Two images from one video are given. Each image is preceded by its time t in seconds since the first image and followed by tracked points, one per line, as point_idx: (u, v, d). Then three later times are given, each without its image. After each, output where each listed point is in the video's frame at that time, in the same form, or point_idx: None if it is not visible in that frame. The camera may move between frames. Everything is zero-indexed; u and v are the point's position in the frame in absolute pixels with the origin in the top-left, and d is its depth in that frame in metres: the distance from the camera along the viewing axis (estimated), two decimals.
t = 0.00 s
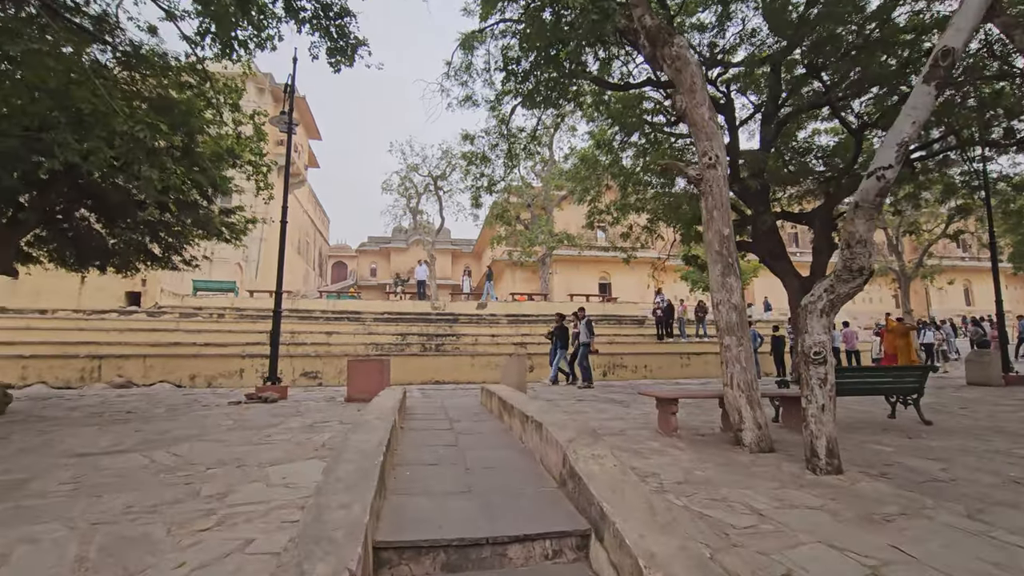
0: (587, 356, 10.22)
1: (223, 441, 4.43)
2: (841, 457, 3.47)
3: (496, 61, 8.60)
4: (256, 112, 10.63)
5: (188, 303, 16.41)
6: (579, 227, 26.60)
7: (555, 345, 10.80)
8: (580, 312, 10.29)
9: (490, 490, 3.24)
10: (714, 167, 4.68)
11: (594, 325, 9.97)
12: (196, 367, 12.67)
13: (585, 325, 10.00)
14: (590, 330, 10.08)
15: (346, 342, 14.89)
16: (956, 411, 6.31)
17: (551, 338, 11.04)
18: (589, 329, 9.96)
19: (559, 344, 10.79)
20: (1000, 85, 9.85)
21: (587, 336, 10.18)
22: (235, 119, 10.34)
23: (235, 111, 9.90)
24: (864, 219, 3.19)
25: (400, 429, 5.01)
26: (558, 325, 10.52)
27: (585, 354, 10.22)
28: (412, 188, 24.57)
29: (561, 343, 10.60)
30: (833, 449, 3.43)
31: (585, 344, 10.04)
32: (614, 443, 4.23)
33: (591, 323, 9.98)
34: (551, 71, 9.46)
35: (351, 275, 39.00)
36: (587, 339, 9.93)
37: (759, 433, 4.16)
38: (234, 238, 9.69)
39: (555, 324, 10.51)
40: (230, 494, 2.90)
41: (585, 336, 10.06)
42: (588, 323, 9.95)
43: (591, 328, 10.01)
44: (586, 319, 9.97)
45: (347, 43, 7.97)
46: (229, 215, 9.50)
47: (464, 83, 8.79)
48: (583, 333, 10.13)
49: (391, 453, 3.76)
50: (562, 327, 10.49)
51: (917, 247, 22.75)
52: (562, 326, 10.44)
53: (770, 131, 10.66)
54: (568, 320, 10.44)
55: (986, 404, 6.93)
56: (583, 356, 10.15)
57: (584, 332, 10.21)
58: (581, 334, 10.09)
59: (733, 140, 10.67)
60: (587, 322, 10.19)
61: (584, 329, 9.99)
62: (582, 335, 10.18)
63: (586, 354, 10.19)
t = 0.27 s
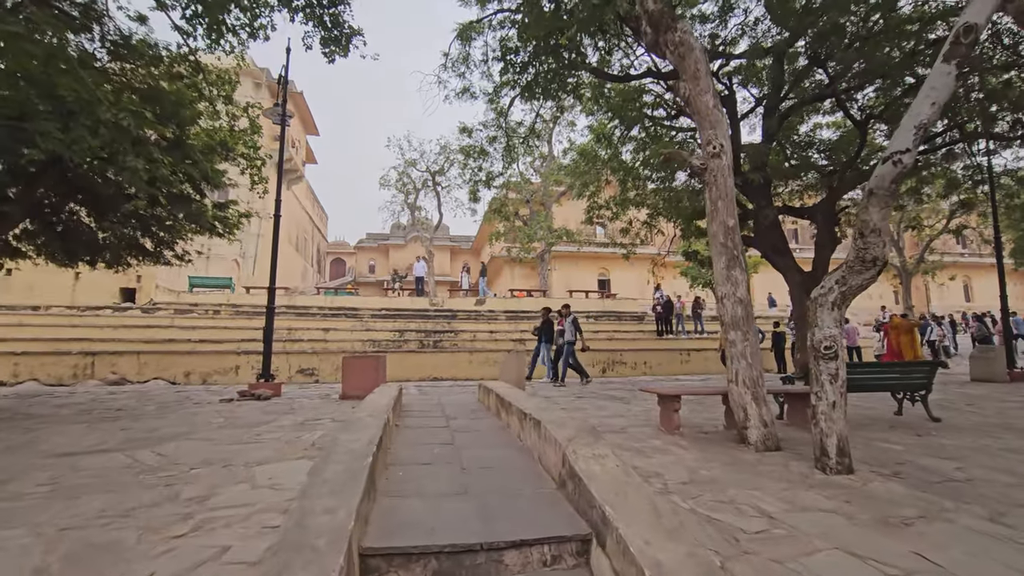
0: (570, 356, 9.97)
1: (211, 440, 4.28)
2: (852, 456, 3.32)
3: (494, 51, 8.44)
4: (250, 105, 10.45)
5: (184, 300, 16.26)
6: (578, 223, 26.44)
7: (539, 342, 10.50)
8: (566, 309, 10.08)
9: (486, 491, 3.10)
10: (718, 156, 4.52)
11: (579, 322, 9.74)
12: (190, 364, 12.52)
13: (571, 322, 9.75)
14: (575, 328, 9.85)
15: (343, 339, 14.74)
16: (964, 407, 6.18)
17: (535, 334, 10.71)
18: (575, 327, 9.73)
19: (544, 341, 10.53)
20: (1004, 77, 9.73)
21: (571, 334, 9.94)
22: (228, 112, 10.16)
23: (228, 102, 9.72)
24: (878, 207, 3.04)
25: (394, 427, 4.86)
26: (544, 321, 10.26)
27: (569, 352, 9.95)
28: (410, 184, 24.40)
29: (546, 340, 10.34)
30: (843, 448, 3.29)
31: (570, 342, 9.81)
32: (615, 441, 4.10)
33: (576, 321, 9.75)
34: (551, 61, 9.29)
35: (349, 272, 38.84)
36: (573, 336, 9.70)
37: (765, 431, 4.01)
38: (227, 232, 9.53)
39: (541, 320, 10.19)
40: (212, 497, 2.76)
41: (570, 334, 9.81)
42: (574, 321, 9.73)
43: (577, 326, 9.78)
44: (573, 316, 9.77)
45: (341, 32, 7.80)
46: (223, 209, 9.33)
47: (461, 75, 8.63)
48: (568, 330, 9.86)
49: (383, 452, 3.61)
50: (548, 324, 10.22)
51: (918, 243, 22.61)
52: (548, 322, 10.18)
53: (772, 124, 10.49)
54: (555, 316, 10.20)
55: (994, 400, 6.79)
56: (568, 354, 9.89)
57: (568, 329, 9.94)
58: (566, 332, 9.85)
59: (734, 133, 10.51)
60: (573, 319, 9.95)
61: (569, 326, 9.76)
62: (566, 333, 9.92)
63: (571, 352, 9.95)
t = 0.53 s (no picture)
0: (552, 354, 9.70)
1: (190, 450, 4.09)
2: (865, 472, 3.14)
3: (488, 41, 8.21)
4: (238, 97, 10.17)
5: (176, 296, 16.03)
6: (575, 216, 26.22)
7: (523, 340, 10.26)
8: (549, 307, 9.90)
9: (476, 512, 2.91)
10: (722, 151, 4.31)
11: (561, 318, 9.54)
12: (181, 362, 12.30)
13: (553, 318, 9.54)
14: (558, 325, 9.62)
15: (337, 335, 14.54)
16: (971, 409, 6.02)
17: (519, 331, 10.68)
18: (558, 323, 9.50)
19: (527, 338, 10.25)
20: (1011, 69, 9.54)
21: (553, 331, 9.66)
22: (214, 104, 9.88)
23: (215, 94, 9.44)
24: (896, 207, 2.85)
25: (383, 434, 4.67)
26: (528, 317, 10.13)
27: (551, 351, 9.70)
28: (405, 177, 24.13)
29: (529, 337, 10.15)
30: (856, 463, 3.10)
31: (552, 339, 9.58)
32: (614, 451, 3.92)
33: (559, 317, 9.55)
34: (547, 52, 9.03)
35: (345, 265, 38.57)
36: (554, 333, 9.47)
37: (771, 441, 3.81)
38: (214, 228, 9.29)
39: (524, 318, 10.23)
40: (181, 522, 2.57)
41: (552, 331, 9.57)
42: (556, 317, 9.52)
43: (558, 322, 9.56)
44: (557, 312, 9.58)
45: (330, 21, 7.52)
46: (211, 204, 9.10)
47: (455, 66, 8.41)
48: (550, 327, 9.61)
49: (368, 467, 3.42)
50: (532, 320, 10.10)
51: (918, 237, 22.45)
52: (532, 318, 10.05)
53: (774, 116, 10.26)
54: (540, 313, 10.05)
55: (1000, 400, 6.64)
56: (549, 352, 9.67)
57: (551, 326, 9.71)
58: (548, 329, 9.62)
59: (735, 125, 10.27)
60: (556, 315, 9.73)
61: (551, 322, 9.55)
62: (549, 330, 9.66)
63: (554, 350, 9.72)
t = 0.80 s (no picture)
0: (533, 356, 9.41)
1: (177, 463, 3.93)
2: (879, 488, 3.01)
3: (485, 36, 8.04)
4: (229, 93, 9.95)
5: (169, 294, 15.85)
6: (573, 212, 26.06)
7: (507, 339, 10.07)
8: (531, 306, 9.67)
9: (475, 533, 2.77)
10: (728, 150, 4.18)
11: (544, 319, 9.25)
12: (174, 362, 12.13)
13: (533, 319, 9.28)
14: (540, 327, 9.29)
15: (333, 333, 14.38)
16: (978, 412, 5.91)
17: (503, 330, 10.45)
18: (537, 324, 9.21)
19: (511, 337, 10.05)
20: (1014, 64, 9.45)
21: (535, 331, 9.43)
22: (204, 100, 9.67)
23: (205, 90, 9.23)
24: (916, 212, 2.73)
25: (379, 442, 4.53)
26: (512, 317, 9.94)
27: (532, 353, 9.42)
28: (401, 172, 23.93)
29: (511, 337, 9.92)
30: (871, 479, 2.97)
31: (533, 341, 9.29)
32: (616, 462, 3.78)
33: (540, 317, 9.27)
34: (545, 46, 8.86)
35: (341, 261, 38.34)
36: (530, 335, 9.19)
37: (779, 452, 3.68)
38: (206, 227, 9.11)
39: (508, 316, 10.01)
40: (162, 549, 2.42)
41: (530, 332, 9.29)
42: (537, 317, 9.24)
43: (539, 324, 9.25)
44: (538, 313, 9.31)
45: (322, 14, 7.32)
46: (202, 203, 8.91)
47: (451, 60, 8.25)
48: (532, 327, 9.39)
49: (362, 482, 3.28)
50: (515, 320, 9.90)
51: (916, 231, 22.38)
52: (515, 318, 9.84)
53: (775, 111, 10.11)
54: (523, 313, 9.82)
55: (1007, 402, 6.54)
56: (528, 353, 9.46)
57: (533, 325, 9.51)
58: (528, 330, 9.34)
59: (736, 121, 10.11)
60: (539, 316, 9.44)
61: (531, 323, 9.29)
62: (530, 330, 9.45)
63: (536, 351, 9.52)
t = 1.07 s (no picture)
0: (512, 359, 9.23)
1: (159, 474, 3.75)
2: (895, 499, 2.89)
3: (480, 33, 7.90)
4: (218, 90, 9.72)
5: (156, 295, 15.55)
6: (566, 212, 25.97)
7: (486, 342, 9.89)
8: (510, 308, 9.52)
9: (477, 550, 2.63)
10: (733, 148, 4.05)
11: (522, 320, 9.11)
12: (162, 364, 11.86)
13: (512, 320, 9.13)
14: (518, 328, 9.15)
15: (324, 335, 14.16)
16: (980, 415, 5.84)
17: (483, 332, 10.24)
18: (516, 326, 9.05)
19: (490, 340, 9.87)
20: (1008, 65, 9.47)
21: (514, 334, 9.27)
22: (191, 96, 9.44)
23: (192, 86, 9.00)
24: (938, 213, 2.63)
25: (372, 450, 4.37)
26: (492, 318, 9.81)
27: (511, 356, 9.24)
28: (393, 172, 23.71)
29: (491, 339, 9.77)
30: (886, 490, 2.86)
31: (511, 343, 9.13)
32: (619, 471, 3.66)
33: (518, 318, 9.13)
34: (541, 44, 8.71)
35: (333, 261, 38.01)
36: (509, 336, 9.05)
37: (787, 460, 3.57)
38: (193, 227, 8.88)
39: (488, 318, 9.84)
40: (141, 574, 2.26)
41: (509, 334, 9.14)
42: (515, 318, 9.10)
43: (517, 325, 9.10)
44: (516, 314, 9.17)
45: (313, 9, 7.13)
46: (189, 202, 8.68)
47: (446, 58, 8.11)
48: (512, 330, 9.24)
49: (354, 496, 3.13)
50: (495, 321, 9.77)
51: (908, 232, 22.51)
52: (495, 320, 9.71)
53: (771, 111, 10.04)
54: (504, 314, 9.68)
55: (1007, 404, 6.49)
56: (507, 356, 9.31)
57: (512, 326, 9.40)
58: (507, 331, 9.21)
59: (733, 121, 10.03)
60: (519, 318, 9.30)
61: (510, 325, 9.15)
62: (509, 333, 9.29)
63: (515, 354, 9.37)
